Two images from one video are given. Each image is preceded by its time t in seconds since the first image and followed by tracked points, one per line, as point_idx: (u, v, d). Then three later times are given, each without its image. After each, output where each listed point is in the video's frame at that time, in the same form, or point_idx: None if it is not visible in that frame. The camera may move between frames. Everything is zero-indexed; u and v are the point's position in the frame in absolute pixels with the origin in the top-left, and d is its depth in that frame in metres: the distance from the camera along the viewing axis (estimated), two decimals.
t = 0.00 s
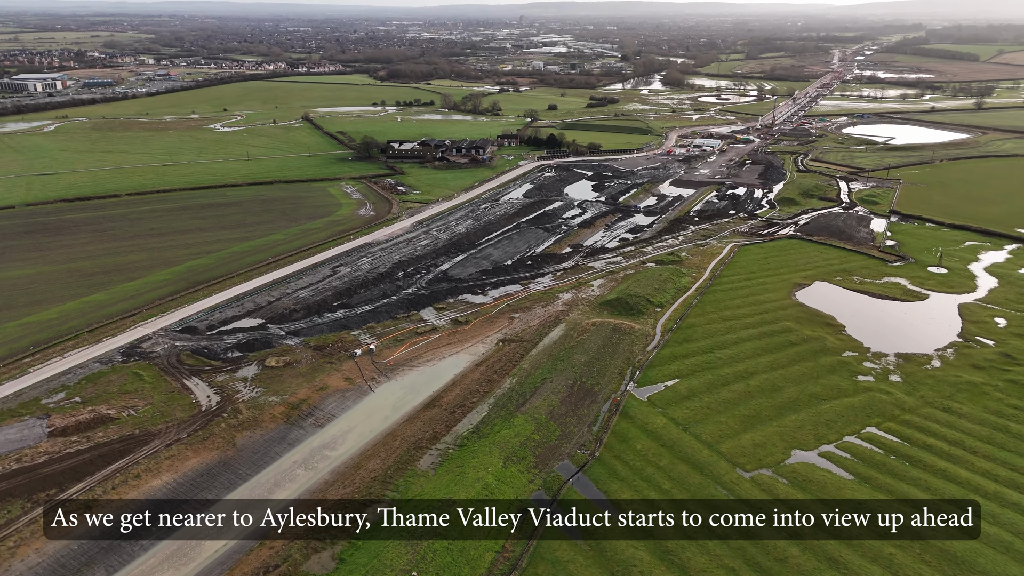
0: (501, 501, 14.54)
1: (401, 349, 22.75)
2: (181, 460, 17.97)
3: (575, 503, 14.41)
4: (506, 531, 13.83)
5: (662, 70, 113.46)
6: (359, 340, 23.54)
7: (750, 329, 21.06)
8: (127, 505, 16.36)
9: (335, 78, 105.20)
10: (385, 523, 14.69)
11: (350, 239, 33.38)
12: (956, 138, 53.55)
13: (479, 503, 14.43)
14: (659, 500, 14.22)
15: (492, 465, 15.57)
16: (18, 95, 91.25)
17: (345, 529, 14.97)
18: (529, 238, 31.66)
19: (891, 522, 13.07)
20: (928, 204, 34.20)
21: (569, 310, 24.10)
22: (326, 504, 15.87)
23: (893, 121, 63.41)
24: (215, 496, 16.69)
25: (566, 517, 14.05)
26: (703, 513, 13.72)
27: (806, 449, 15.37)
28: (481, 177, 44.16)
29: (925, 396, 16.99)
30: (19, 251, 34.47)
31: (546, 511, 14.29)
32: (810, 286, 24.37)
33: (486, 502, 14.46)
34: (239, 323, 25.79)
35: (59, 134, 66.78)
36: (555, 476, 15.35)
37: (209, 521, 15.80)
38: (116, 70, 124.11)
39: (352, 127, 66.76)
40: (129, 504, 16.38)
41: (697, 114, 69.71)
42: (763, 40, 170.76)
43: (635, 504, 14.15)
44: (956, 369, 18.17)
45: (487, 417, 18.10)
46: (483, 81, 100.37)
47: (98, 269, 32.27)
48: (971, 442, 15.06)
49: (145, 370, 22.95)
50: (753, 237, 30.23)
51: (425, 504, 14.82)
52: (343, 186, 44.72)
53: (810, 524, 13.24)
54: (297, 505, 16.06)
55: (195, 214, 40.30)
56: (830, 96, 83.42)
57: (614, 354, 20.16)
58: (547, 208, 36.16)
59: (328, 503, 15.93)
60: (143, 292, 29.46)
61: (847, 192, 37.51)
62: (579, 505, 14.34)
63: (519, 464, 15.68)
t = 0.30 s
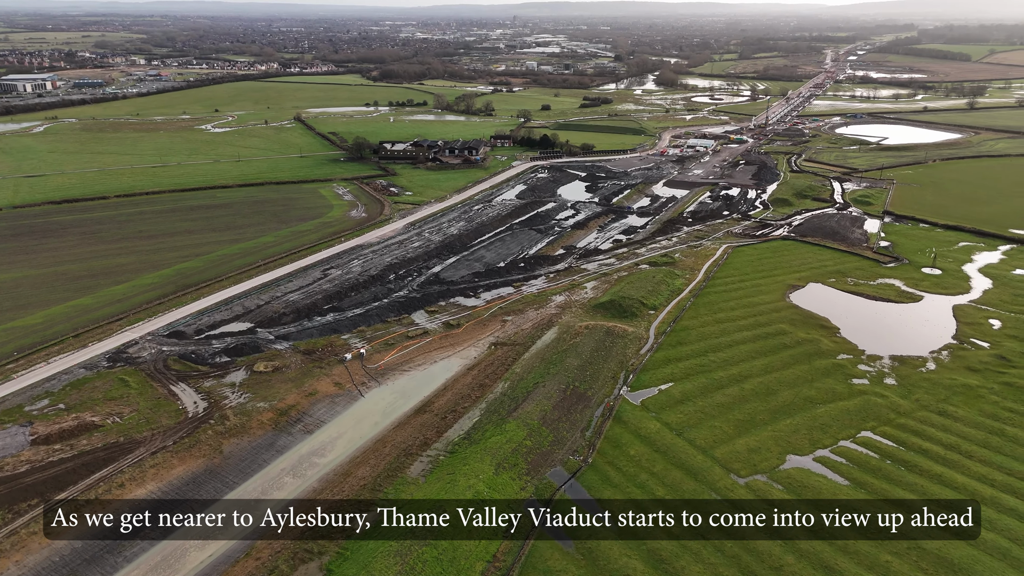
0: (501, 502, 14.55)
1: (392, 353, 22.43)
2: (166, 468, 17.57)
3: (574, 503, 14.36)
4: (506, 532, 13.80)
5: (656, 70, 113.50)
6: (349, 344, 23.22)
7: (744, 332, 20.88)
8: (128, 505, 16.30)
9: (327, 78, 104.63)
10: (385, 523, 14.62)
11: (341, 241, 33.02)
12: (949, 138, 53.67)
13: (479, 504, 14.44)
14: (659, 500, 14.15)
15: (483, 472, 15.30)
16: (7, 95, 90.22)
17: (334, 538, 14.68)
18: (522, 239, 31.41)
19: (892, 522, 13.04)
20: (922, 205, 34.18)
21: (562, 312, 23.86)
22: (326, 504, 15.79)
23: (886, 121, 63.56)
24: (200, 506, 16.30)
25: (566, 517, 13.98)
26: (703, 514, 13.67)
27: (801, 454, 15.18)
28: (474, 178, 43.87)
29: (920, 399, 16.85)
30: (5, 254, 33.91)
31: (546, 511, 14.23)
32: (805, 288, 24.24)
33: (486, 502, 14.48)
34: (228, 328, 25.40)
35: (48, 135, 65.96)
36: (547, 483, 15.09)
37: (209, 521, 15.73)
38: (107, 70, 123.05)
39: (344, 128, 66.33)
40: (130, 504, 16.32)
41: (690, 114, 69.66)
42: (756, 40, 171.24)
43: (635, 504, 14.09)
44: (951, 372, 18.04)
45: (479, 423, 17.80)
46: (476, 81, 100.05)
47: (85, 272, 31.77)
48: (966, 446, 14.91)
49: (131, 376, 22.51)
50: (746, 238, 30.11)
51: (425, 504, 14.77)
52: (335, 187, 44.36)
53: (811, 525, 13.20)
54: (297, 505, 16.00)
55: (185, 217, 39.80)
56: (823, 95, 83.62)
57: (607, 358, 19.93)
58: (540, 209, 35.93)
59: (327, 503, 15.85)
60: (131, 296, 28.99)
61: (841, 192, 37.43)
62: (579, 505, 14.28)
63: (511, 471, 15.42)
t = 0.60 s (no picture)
0: (500, 502, 14.52)
1: (383, 357, 22.12)
2: (151, 477, 17.15)
3: (574, 503, 14.32)
4: (506, 532, 13.79)
5: (649, 70, 113.57)
6: (339, 349, 22.89)
7: (738, 334, 20.70)
8: (127, 504, 16.22)
9: (320, 79, 104.04)
10: (385, 523, 14.57)
11: (332, 244, 32.66)
12: (941, 138, 53.81)
13: (479, 503, 14.42)
14: (659, 501, 14.12)
15: (474, 480, 15.03)
16: None
17: (322, 547, 14.35)
18: (515, 241, 31.14)
19: (892, 522, 13.01)
20: (915, 205, 34.18)
21: (555, 315, 23.61)
22: (325, 504, 15.71)
23: (878, 121, 63.76)
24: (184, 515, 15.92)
25: (566, 517, 13.94)
26: (703, 513, 13.64)
27: (796, 459, 15.00)
28: (466, 179, 43.55)
29: (915, 402, 16.69)
30: None
31: (546, 511, 14.18)
32: (799, 289, 24.14)
33: (486, 502, 14.47)
34: (216, 332, 25.02)
35: (35, 136, 65.15)
36: (539, 491, 14.83)
37: (210, 521, 15.66)
38: (97, 70, 121.89)
39: (336, 128, 65.87)
40: (130, 504, 16.24)
41: (684, 114, 69.63)
42: (749, 40, 171.73)
43: (635, 504, 14.05)
44: (946, 374, 17.91)
45: (470, 429, 17.50)
46: (470, 81, 99.77)
47: (71, 275, 31.25)
48: (962, 451, 14.76)
49: (117, 382, 22.05)
50: (740, 239, 29.97)
51: (425, 503, 14.72)
52: (327, 188, 43.94)
53: (810, 524, 13.18)
54: (296, 506, 15.95)
55: (174, 219, 39.29)
56: (816, 96, 83.87)
57: (600, 361, 19.73)
58: (533, 210, 35.66)
59: (327, 503, 15.78)
60: (118, 299, 28.52)
61: (835, 193, 37.37)
62: (579, 505, 14.25)
63: (502, 478, 15.14)
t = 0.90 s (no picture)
0: (500, 502, 14.49)
1: (373, 362, 21.80)
2: (135, 486, 16.75)
3: (574, 503, 14.27)
4: (506, 531, 13.71)
5: (643, 70, 113.61)
6: (329, 353, 22.57)
7: (732, 337, 20.54)
8: (127, 504, 16.13)
9: (313, 79, 103.42)
10: (385, 523, 14.45)
11: (323, 246, 32.30)
12: (935, 138, 53.90)
13: (479, 503, 14.39)
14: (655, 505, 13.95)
15: (466, 488, 14.76)
16: None
17: (309, 558, 14.03)
18: (507, 243, 30.89)
19: (892, 522, 12.98)
20: (909, 205, 34.17)
21: (548, 318, 23.36)
22: (325, 504, 15.64)
23: (871, 121, 63.91)
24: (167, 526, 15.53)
25: (566, 517, 13.87)
26: (703, 514, 13.58)
27: (791, 464, 14.80)
28: (459, 180, 43.25)
29: (911, 406, 16.54)
30: None
31: (546, 510, 14.11)
32: (793, 291, 24.01)
33: (487, 502, 14.43)
34: (205, 336, 24.64)
35: (23, 137, 64.35)
36: (531, 497, 14.60)
37: (209, 521, 15.58)
38: (88, 70, 120.79)
39: (328, 129, 65.41)
40: (129, 505, 16.15)
41: (677, 114, 69.59)
42: (743, 40, 172.22)
43: (635, 504, 13.98)
44: (941, 377, 17.79)
45: (461, 435, 17.21)
46: (463, 81, 99.45)
47: (57, 279, 30.72)
48: (959, 455, 14.61)
49: (102, 389, 21.61)
50: (734, 240, 29.84)
51: (425, 503, 14.63)
52: (318, 190, 43.54)
53: (811, 524, 13.14)
54: (297, 505, 15.88)
55: (163, 221, 38.78)
56: (809, 96, 84.09)
57: (594, 365, 19.50)
58: (526, 211, 35.42)
59: (327, 503, 15.69)
60: (105, 303, 28.05)
61: (828, 193, 37.33)
62: (579, 504, 14.21)
63: (493, 486, 14.88)
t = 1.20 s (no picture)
0: (500, 501, 14.44)
1: (363, 366, 21.48)
2: (119, 495, 16.37)
3: (574, 503, 14.21)
4: (507, 532, 13.65)
5: (636, 70, 113.55)
6: (319, 357, 22.24)
7: (726, 340, 20.37)
8: (128, 504, 16.07)
9: (305, 79, 102.73)
10: (385, 523, 14.38)
11: (314, 248, 31.94)
12: (928, 138, 54.02)
13: (479, 504, 14.32)
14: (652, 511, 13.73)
15: (456, 495, 14.49)
16: None
17: (296, 569, 13.71)
18: (500, 245, 30.64)
19: (891, 523, 12.97)
20: (902, 206, 34.15)
21: (541, 321, 23.11)
22: (325, 504, 15.55)
23: (864, 121, 64.06)
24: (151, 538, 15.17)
25: (566, 517, 13.83)
26: (703, 513, 13.55)
27: (786, 470, 14.61)
28: (452, 180, 42.96)
29: (906, 409, 16.40)
30: None
31: (546, 511, 14.05)
32: (787, 292, 23.89)
33: (486, 502, 14.37)
34: (192, 341, 24.24)
35: (11, 138, 63.52)
36: (524, 505, 14.34)
37: (209, 521, 15.52)
38: (78, 70, 119.61)
39: (321, 129, 64.93)
40: (130, 504, 16.08)
41: (671, 114, 69.49)
42: (736, 41, 172.60)
43: (635, 504, 13.94)
44: (936, 380, 17.66)
45: (452, 441, 16.93)
46: (456, 82, 99.05)
47: (44, 282, 30.19)
48: (955, 459, 14.48)
49: (86, 395, 21.14)
50: (728, 242, 29.68)
51: (425, 503, 14.51)
52: (310, 191, 43.13)
53: (810, 525, 13.10)
54: (297, 505, 15.77)
55: (152, 223, 38.26)
56: (802, 96, 84.28)
57: (587, 368, 19.27)
58: (519, 212, 35.17)
59: (327, 503, 15.62)
60: (92, 307, 27.58)
61: (822, 194, 37.28)
62: (579, 505, 14.15)
63: (485, 493, 14.61)
